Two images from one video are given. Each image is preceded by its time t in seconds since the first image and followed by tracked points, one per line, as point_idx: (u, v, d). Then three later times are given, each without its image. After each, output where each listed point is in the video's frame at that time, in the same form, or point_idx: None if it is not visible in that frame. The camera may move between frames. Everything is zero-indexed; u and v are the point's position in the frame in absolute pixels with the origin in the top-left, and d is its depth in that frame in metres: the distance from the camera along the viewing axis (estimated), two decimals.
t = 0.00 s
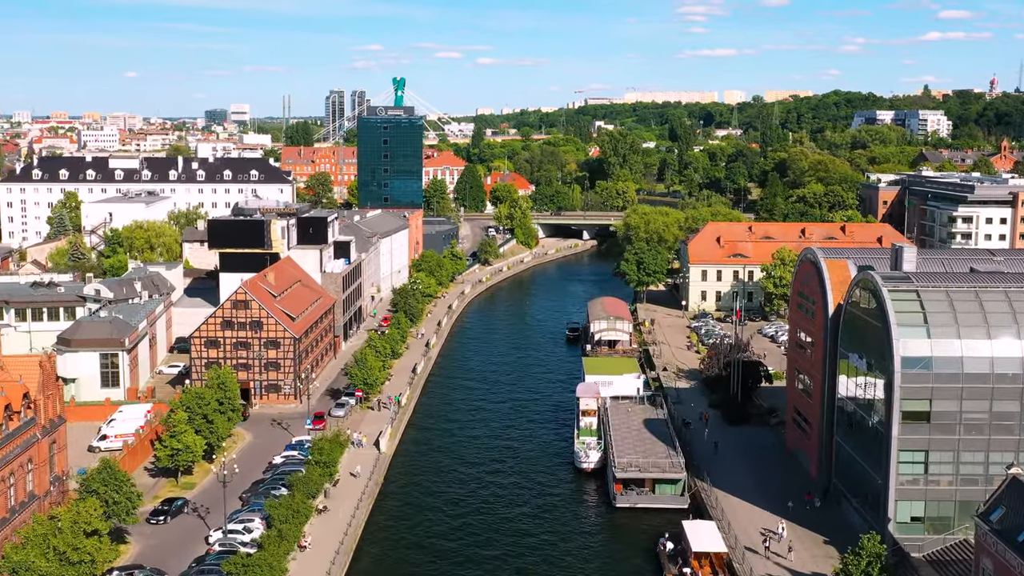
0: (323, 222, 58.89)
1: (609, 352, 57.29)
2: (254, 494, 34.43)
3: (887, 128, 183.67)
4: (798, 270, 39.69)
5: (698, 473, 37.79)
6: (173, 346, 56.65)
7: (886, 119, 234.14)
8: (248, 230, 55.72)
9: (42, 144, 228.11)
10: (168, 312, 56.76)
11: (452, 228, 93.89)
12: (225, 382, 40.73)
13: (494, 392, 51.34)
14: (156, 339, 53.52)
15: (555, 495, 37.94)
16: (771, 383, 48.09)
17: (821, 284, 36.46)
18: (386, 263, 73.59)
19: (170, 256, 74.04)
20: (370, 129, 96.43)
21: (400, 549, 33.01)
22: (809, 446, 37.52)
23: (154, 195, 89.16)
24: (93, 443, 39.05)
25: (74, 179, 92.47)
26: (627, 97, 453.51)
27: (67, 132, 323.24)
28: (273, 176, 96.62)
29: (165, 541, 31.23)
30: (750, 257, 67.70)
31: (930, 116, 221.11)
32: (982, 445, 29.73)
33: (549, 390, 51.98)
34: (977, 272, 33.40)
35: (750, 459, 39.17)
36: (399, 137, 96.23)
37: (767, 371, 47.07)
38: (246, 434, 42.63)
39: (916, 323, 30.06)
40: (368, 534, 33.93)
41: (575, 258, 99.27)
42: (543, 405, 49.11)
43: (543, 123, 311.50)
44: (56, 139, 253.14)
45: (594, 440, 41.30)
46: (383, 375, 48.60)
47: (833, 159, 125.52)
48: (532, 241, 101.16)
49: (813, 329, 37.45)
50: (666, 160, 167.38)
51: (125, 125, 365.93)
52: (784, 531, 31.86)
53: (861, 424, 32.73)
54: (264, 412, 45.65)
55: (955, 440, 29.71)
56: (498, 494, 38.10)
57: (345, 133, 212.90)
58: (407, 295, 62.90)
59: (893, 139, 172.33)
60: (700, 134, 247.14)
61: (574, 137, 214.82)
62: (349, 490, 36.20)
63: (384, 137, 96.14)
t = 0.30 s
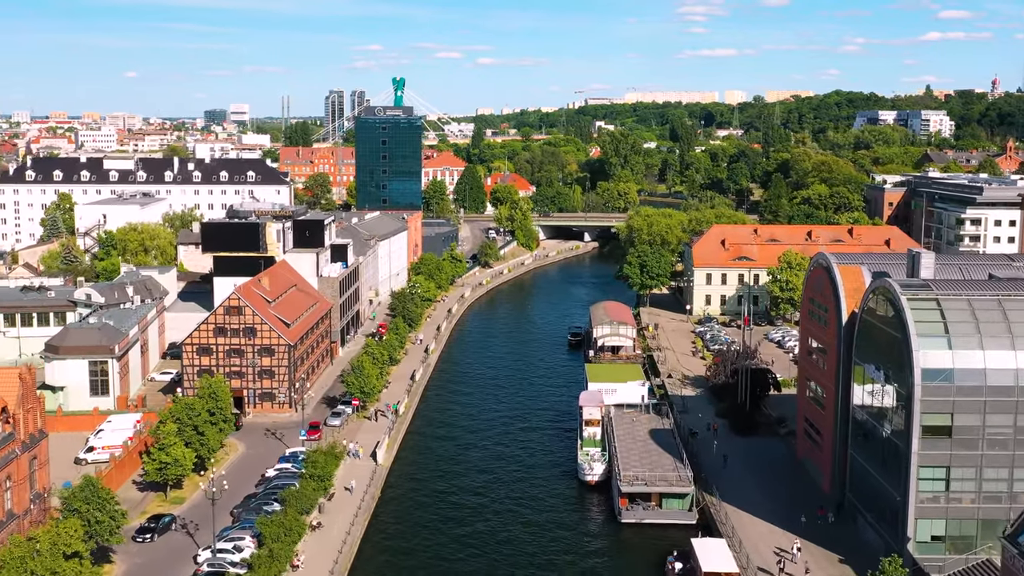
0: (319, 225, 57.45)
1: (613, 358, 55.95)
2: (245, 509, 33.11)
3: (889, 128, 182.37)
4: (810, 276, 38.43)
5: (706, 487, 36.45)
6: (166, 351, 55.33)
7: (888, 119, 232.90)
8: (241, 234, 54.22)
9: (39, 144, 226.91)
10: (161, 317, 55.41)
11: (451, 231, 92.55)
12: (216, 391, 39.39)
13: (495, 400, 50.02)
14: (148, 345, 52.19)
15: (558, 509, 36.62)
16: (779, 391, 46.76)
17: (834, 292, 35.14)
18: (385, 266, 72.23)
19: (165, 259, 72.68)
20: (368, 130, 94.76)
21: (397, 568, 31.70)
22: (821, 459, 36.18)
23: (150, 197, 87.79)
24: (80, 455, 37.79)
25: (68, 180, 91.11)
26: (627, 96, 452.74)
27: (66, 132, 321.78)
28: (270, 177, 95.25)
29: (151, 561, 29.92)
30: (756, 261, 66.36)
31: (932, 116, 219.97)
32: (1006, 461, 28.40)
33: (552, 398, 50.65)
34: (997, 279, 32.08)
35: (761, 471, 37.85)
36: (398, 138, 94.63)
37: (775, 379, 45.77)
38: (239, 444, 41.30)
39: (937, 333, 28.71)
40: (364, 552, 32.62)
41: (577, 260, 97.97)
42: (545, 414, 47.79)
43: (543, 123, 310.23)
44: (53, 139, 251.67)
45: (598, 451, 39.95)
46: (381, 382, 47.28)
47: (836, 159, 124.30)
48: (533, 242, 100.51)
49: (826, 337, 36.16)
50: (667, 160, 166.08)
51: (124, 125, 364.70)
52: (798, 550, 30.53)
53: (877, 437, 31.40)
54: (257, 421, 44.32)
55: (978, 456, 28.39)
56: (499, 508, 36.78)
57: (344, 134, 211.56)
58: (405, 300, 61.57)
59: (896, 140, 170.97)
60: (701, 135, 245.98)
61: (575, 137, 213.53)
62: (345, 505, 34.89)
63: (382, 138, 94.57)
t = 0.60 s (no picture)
0: (316, 228, 56.12)
1: (616, 365, 54.63)
2: (236, 527, 31.76)
3: (892, 129, 181.09)
4: (822, 282, 37.03)
5: (716, 503, 35.10)
6: (158, 358, 54.02)
7: (890, 119, 231.68)
8: (237, 237, 53.01)
9: (38, 145, 225.66)
10: (153, 322, 54.08)
11: (451, 233, 91.22)
12: (208, 402, 37.93)
13: (496, 409, 48.67)
14: (140, 352, 50.88)
15: (562, 526, 35.28)
16: (789, 401, 45.41)
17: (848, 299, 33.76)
18: (383, 270, 70.91)
19: (159, 263, 71.40)
20: (366, 131, 93.81)
21: None
22: (836, 474, 34.80)
23: (145, 199, 86.54)
24: (65, 468, 36.39)
25: (62, 181, 89.80)
26: (629, 97, 452.16)
27: (64, 133, 320.38)
28: (267, 178, 93.92)
29: None
30: (762, 264, 65.04)
31: (935, 116, 218.67)
32: None
33: (554, 407, 49.31)
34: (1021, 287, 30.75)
35: (772, 487, 36.50)
36: (396, 140, 93.46)
37: (784, 389, 44.47)
38: (231, 456, 39.97)
39: (960, 344, 27.37)
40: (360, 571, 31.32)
41: (578, 263, 96.72)
42: (548, 424, 46.45)
43: (544, 124, 308.98)
44: (50, 140, 250.52)
45: (602, 464, 38.62)
46: (378, 391, 45.93)
47: (840, 160, 122.99)
48: (535, 245, 99.01)
49: (840, 346, 34.79)
50: (669, 161, 164.73)
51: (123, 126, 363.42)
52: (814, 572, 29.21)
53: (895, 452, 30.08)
54: (250, 432, 42.96)
55: (1003, 474, 27.08)
56: (500, 525, 35.43)
57: (343, 135, 210.23)
58: (404, 304, 60.25)
59: (900, 140, 169.68)
60: (702, 136, 244.73)
61: (575, 138, 212.20)
62: (340, 521, 33.56)
63: (381, 139, 93.46)
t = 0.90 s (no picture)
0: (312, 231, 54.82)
1: (620, 372, 53.29)
2: (225, 546, 30.42)
3: (896, 129, 179.72)
4: (835, 289, 35.68)
5: (726, 520, 33.74)
6: (150, 365, 52.68)
7: (892, 120, 230.27)
8: (232, 241, 51.68)
9: (35, 145, 224.12)
10: (145, 328, 52.75)
11: (451, 235, 89.83)
12: (198, 415, 36.60)
13: (496, 419, 47.33)
14: (131, 359, 49.54)
15: (565, 543, 33.95)
16: (799, 410, 44.05)
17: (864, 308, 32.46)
18: (382, 274, 69.54)
19: (154, 266, 70.08)
20: (365, 132, 92.46)
21: None
22: (850, 490, 33.45)
23: (139, 201, 85.15)
24: (49, 482, 35.02)
25: (55, 183, 88.41)
26: (630, 96, 450.87)
27: (62, 133, 318.75)
28: (264, 180, 92.55)
29: None
30: (767, 268, 63.72)
31: (937, 116, 216.95)
32: None
33: (556, 416, 47.95)
34: None
35: (787, 503, 35.10)
36: (395, 140, 92.16)
37: (794, 398, 43.17)
38: (223, 469, 38.64)
39: (985, 357, 26.03)
40: None
41: (580, 265, 95.40)
42: (550, 434, 45.11)
43: (544, 124, 307.68)
44: (48, 140, 248.87)
45: (607, 478, 37.26)
46: (375, 400, 44.60)
47: (845, 161, 121.62)
48: (535, 248, 96.72)
49: (855, 357, 33.42)
50: (671, 161, 163.37)
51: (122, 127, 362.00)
52: None
53: (914, 469, 28.71)
54: (243, 443, 41.62)
55: None
56: (500, 543, 34.11)
57: (343, 135, 208.79)
58: (402, 309, 58.90)
59: (904, 141, 168.22)
60: (704, 137, 243.38)
61: (576, 138, 210.80)
62: (334, 539, 32.24)
63: (379, 140, 92.16)
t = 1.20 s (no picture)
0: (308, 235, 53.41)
1: (624, 378, 51.91)
2: (213, 568, 29.05)
3: (898, 129, 178.25)
4: (849, 297, 34.35)
5: (737, 538, 32.36)
6: (142, 372, 51.30)
7: (895, 120, 228.79)
8: (226, 245, 50.32)
9: (33, 146, 222.78)
10: (137, 334, 51.38)
11: (450, 237, 88.40)
12: (188, 427, 35.25)
13: (497, 429, 45.96)
14: (121, 366, 48.18)
15: (567, 561, 32.61)
16: (809, 420, 42.68)
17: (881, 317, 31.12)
18: (380, 277, 68.13)
19: (148, 270, 68.67)
20: (363, 133, 91.05)
21: None
22: (867, 507, 32.06)
23: (134, 202, 83.76)
24: (32, 498, 33.55)
25: (49, 184, 87.01)
26: (630, 97, 449.91)
27: (60, 134, 317.13)
28: (261, 181, 91.10)
29: None
30: (774, 271, 62.31)
31: (940, 116, 214.98)
32: None
33: (559, 426, 46.58)
34: None
35: (801, 520, 33.63)
36: (393, 141, 90.83)
37: (805, 408, 41.87)
38: (214, 482, 37.29)
39: (1013, 372, 24.67)
40: None
41: (581, 268, 94.06)
42: (552, 445, 43.76)
43: (545, 124, 306.33)
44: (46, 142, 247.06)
45: (612, 492, 35.92)
46: (372, 410, 43.26)
47: (849, 162, 120.18)
48: (536, 249, 95.85)
49: (872, 368, 32.05)
50: (672, 162, 161.93)
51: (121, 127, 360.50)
52: None
53: (936, 487, 27.32)
54: (235, 455, 40.24)
55: None
56: (500, 562, 32.79)
57: (342, 136, 207.25)
58: (400, 313, 57.52)
59: (908, 142, 166.71)
60: (705, 137, 241.89)
61: (577, 139, 209.23)
62: (328, 559, 30.90)
63: (378, 142, 90.82)
